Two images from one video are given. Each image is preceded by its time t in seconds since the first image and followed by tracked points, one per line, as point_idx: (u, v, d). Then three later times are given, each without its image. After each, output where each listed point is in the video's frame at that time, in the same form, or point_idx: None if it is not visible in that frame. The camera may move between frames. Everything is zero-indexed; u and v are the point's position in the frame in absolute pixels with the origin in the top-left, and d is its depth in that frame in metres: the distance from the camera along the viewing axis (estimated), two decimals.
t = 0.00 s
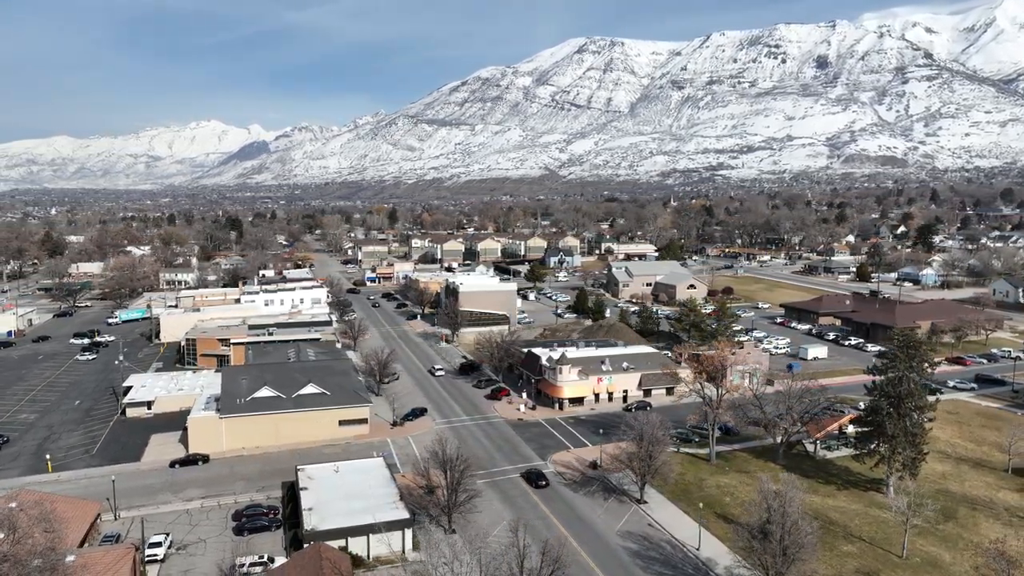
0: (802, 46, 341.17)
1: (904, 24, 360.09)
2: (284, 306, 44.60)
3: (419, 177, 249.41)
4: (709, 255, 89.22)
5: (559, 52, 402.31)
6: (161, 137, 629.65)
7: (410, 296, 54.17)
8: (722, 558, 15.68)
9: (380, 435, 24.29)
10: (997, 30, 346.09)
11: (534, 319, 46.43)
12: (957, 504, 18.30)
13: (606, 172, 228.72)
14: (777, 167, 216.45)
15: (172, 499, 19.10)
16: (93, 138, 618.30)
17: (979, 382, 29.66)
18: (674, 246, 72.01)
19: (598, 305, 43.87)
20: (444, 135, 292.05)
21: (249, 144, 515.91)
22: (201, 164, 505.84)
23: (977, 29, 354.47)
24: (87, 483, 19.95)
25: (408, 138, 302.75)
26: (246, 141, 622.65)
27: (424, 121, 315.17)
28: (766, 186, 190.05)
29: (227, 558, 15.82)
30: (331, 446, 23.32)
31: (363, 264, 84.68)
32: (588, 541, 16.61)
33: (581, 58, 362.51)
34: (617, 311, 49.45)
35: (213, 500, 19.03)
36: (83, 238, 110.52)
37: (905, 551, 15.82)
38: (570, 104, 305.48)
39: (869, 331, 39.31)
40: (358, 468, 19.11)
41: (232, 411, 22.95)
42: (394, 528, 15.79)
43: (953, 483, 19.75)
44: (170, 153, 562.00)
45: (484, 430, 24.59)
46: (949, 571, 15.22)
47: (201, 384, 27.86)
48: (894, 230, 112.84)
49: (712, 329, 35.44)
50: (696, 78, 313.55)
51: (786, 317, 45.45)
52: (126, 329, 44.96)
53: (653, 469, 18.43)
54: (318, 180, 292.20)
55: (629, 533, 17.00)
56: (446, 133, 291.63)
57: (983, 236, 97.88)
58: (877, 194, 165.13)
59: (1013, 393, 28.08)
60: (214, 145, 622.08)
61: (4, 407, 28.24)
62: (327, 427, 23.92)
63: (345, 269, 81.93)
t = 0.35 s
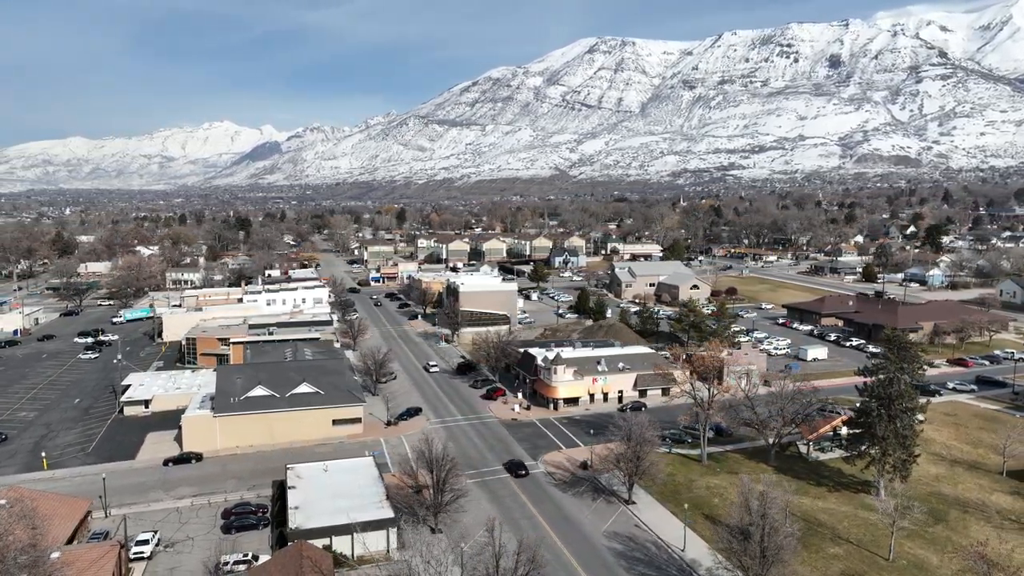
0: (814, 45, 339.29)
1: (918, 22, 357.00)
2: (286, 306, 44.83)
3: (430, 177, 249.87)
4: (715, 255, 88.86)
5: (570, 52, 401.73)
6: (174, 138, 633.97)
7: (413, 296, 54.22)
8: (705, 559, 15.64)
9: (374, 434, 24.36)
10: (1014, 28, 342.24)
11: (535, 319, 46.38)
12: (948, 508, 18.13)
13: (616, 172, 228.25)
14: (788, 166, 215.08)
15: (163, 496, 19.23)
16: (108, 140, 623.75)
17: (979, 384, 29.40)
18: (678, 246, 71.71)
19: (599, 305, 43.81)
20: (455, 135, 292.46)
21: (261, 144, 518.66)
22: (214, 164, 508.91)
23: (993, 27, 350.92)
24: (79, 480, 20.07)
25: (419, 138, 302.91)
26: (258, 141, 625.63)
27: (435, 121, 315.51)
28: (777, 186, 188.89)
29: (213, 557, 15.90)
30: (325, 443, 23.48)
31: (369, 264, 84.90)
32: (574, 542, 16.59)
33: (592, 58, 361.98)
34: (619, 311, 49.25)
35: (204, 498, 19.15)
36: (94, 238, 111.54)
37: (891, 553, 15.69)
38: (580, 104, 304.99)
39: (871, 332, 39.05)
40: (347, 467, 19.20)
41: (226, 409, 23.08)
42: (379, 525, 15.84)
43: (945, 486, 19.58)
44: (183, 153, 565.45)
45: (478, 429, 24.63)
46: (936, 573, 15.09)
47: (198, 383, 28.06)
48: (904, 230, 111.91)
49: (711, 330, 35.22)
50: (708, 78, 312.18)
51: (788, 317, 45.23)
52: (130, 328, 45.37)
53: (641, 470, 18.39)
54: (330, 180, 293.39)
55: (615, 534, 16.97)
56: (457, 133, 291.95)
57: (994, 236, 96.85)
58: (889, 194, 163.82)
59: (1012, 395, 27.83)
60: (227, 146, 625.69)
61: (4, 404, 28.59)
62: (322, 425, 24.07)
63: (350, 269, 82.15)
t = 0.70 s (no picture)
0: (827, 44, 337.23)
1: (933, 21, 354.22)
2: (288, 306, 44.99)
3: (440, 177, 250.25)
4: (721, 255, 88.49)
5: (581, 52, 401.01)
6: (187, 138, 638.47)
7: (415, 297, 54.31)
8: (689, 559, 15.61)
9: (368, 434, 24.43)
10: None
11: (536, 319, 46.37)
12: (939, 511, 17.95)
13: (627, 172, 227.75)
14: (800, 166, 213.59)
15: (154, 494, 19.39)
16: (122, 140, 628.63)
17: (980, 385, 29.11)
18: (683, 246, 71.34)
19: (599, 305, 43.80)
20: (466, 135, 292.72)
21: (273, 145, 521.38)
22: (226, 164, 511.99)
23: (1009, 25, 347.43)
24: (73, 478, 20.26)
25: (430, 138, 303.11)
26: (270, 142, 628.68)
27: (446, 121, 315.99)
28: (789, 186, 187.69)
29: (199, 553, 16.01)
30: (319, 443, 23.58)
31: (375, 264, 85.14)
32: (559, 542, 16.61)
33: (602, 57, 361.35)
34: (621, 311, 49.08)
35: (195, 497, 19.27)
36: (104, 237, 112.45)
37: (877, 556, 15.57)
38: (591, 104, 304.49)
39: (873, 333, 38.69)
40: (336, 466, 19.26)
41: (220, 409, 23.22)
42: (364, 525, 15.87)
43: (938, 488, 19.43)
44: (196, 154, 569.13)
45: (472, 429, 24.65)
46: None
47: (196, 381, 28.27)
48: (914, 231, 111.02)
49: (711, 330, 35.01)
50: (719, 77, 310.76)
51: (790, 318, 45.02)
52: (134, 327, 45.77)
53: (629, 469, 18.37)
54: (340, 180, 294.45)
55: (602, 534, 16.94)
56: (468, 133, 292.21)
57: (1006, 236, 95.85)
58: (901, 194, 162.45)
59: (1012, 397, 27.53)
60: (239, 146, 629.06)
61: (6, 403, 28.93)
62: (316, 424, 24.18)
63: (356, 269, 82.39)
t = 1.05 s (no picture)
0: (841, 43, 335.11)
1: (948, 19, 351.13)
2: (290, 305, 45.22)
3: (451, 177, 250.62)
4: (727, 255, 88.05)
5: (592, 52, 400.49)
6: (200, 138, 642.50)
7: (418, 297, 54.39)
8: (672, 560, 15.62)
9: (361, 433, 24.51)
10: None
11: (537, 319, 46.33)
12: (930, 513, 17.81)
13: (638, 172, 227.15)
14: (813, 165, 212.10)
15: (146, 492, 19.54)
16: (136, 141, 633.68)
17: (980, 387, 28.82)
18: (687, 246, 71.04)
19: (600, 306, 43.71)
20: (476, 135, 292.91)
21: (285, 145, 523.84)
22: (239, 164, 514.78)
23: None
24: (68, 476, 20.47)
25: (441, 138, 303.30)
26: (282, 142, 631.22)
27: (457, 121, 316.36)
28: (800, 186, 186.47)
29: (186, 551, 16.14)
30: (313, 442, 23.67)
31: (381, 264, 85.35)
32: (544, 542, 16.61)
33: (614, 57, 360.69)
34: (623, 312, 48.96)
35: (186, 494, 19.42)
36: (115, 237, 113.33)
37: (863, 558, 15.48)
38: (602, 104, 303.98)
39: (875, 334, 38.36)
40: (326, 465, 19.34)
41: (215, 408, 23.40)
42: (348, 523, 15.94)
43: (930, 490, 19.27)
44: (209, 154, 572.81)
45: (465, 429, 24.67)
46: None
47: (193, 381, 28.47)
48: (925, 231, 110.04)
49: (710, 331, 34.83)
50: (731, 76, 309.46)
51: (793, 319, 44.81)
52: (137, 326, 46.14)
53: (617, 470, 18.35)
54: (352, 180, 295.40)
55: (587, 534, 16.93)
56: (478, 133, 292.50)
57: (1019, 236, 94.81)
58: (914, 194, 161.07)
59: (1012, 399, 27.23)
60: (252, 146, 632.34)
61: (7, 400, 29.25)
62: (310, 424, 24.28)
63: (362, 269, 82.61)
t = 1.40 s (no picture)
0: (854, 42, 332.93)
1: (963, 17, 347.97)
2: (292, 304, 45.35)
3: (461, 177, 250.71)
4: (734, 256, 87.60)
5: (604, 52, 399.57)
6: (213, 138, 646.05)
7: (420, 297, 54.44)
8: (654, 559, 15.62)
9: (356, 433, 24.58)
10: None
11: (539, 319, 46.33)
12: (918, 515, 17.70)
13: (648, 172, 226.45)
14: (825, 165, 210.62)
15: (138, 490, 19.69)
16: (150, 142, 638.10)
17: (979, 388, 28.56)
18: (692, 246, 70.80)
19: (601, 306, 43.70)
20: (487, 135, 293.01)
21: (296, 146, 525.89)
22: (251, 164, 517.37)
23: None
24: (60, 473, 20.64)
25: (451, 138, 303.51)
26: (294, 143, 633.36)
27: (467, 121, 316.49)
28: (812, 186, 185.32)
29: (173, 548, 16.27)
30: (306, 440, 23.77)
31: (386, 264, 85.54)
32: (529, 542, 16.59)
33: (625, 57, 359.80)
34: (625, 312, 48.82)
35: (177, 492, 19.54)
36: (125, 237, 114.12)
37: (848, 560, 15.39)
38: (613, 104, 303.43)
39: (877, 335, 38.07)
40: (316, 463, 19.44)
41: (209, 406, 23.56)
42: (334, 524, 15.96)
43: (920, 492, 19.16)
44: (221, 155, 575.70)
45: (459, 428, 24.73)
46: None
47: (190, 379, 28.68)
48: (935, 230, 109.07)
49: (708, 331, 34.69)
50: (743, 76, 307.96)
51: (795, 319, 44.60)
52: (141, 325, 46.52)
53: (604, 470, 18.32)
54: (362, 181, 296.18)
55: (573, 534, 16.90)
56: (489, 133, 292.54)
57: None
58: (927, 194, 159.62)
59: (1012, 400, 26.99)
60: (264, 146, 635.21)
61: (8, 398, 29.56)
62: (304, 423, 24.40)
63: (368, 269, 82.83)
